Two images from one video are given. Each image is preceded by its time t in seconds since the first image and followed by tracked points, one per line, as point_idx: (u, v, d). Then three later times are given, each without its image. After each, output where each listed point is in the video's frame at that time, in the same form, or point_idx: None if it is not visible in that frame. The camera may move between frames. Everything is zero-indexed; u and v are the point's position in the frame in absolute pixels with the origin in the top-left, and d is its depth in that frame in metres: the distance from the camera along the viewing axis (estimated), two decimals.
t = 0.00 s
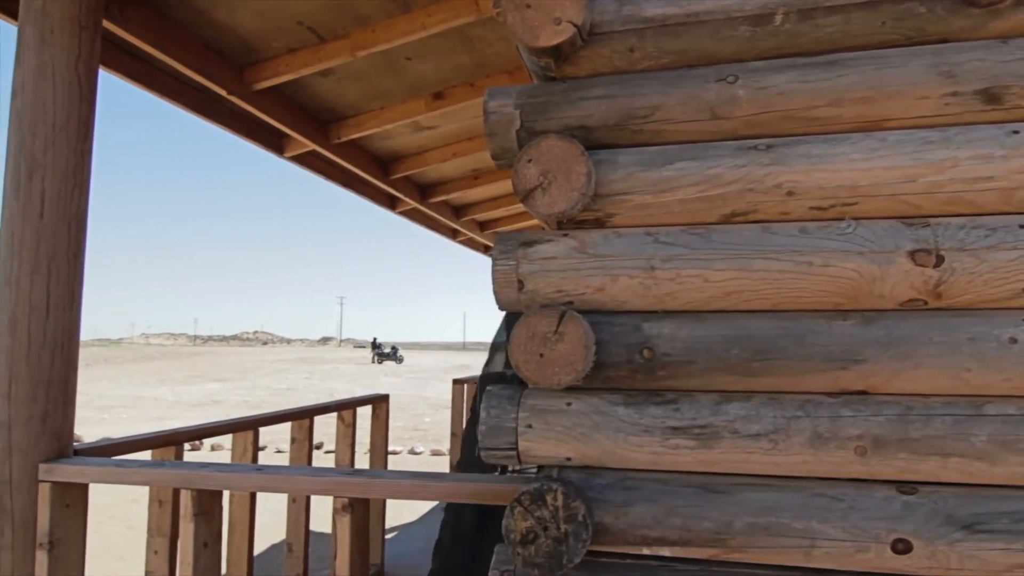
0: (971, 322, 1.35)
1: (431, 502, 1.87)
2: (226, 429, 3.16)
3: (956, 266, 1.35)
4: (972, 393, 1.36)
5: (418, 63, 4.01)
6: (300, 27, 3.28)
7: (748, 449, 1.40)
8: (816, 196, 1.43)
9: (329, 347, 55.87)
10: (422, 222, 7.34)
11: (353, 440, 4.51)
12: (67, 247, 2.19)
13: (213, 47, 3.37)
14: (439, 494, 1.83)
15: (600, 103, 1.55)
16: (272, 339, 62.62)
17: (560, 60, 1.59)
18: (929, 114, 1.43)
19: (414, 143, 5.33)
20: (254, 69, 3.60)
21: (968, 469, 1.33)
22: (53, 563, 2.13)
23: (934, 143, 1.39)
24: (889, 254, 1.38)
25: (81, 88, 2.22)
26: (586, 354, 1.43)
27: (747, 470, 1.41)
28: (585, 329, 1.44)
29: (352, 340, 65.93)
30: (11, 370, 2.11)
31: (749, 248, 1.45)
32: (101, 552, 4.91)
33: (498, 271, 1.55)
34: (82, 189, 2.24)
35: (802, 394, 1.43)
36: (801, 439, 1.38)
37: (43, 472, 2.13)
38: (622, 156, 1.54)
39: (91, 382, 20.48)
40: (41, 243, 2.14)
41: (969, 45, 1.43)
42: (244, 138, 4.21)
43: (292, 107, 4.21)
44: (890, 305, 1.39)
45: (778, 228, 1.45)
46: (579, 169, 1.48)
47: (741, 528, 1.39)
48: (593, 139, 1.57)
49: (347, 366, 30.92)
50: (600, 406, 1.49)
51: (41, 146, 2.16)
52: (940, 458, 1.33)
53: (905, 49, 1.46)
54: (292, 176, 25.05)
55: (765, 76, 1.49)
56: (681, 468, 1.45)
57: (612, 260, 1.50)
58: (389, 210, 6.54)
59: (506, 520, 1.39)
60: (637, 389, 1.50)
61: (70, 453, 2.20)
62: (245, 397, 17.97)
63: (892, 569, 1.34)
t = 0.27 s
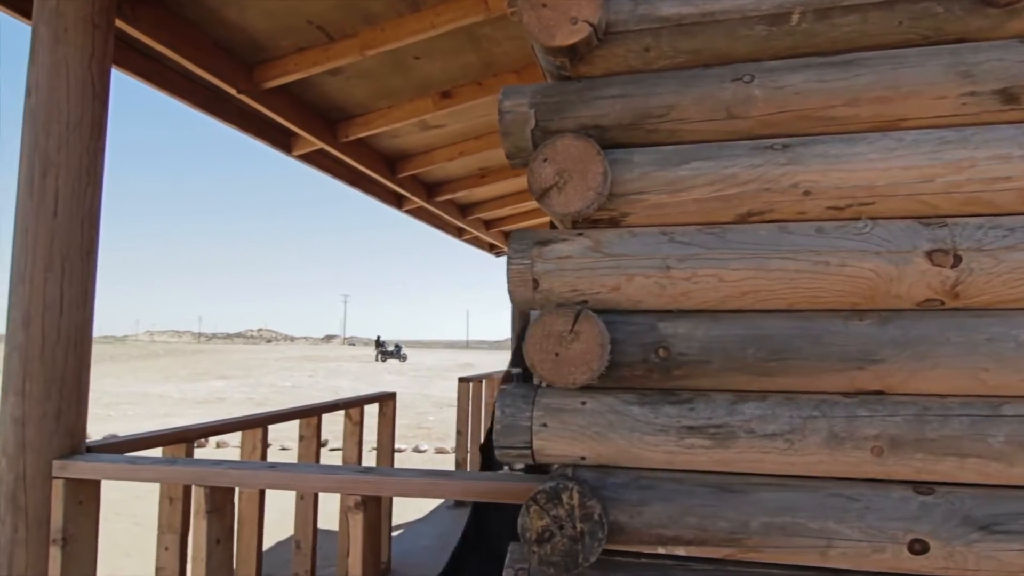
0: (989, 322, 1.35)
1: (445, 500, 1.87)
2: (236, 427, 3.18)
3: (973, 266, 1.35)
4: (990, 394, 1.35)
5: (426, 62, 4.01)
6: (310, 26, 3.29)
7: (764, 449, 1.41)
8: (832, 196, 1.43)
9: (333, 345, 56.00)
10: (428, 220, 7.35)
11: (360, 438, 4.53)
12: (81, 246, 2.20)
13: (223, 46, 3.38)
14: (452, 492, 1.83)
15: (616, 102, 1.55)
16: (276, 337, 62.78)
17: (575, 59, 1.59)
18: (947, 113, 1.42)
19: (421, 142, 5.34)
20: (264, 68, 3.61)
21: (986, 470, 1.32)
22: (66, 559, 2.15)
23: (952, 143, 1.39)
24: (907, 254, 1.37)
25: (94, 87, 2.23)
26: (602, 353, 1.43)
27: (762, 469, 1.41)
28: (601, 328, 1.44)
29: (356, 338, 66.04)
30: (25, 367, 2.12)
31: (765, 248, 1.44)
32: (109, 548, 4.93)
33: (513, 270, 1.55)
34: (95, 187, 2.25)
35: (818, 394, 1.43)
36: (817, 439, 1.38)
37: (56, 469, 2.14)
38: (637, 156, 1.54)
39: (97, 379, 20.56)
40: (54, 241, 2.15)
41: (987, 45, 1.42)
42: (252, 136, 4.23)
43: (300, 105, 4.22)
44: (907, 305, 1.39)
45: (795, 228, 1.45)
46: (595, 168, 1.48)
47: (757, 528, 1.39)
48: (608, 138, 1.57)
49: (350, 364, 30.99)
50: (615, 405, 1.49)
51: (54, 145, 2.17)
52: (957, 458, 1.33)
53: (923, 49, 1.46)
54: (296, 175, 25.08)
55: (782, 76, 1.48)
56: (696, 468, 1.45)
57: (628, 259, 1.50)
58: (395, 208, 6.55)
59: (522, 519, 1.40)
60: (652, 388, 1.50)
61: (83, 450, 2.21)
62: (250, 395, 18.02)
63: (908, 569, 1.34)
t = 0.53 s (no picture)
0: (1009, 323, 1.34)
1: (458, 499, 1.88)
2: (246, 424, 3.19)
3: (993, 267, 1.34)
4: (1010, 395, 1.35)
5: (434, 61, 4.01)
6: (319, 25, 3.29)
7: (782, 449, 1.40)
8: (851, 196, 1.42)
9: (336, 343, 56.10)
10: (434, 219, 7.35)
11: (368, 436, 4.54)
12: (94, 244, 2.21)
13: (233, 45, 3.39)
14: (466, 490, 1.84)
15: (632, 101, 1.55)
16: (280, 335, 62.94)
17: (591, 58, 1.59)
18: (965, 113, 1.41)
19: (429, 140, 5.34)
20: (273, 67, 3.61)
21: (1005, 471, 1.32)
22: (80, 555, 2.16)
23: (971, 143, 1.38)
24: (926, 254, 1.37)
25: (108, 85, 2.24)
26: (619, 352, 1.43)
27: (779, 469, 1.41)
28: (618, 327, 1.44)
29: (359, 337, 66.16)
30: (39, 364, 2.14)
31: (782, 248, 1.44)
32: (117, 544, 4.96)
33: (529, 268, 1.55)
34: (108, 185, 2.26)
35: (835, 394, 1.42)
36: (835, 439, 1.38)
37: (70, 465, 2.15)
38: (654, 155, 1.53)
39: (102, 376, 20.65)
40: (69, 239, 2.16)
41: (1007, 44, 1.41)
42: (261, 134, 4.23)
43: (309, 104, 4.22)
44: (925, 306, 1.39)
45: (813, 228, 1.44)
46: (612, 167, 1.47)
47: (774, 528, 1.39)
48: (625, 137, 1.56)
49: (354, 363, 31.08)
50: (631, 404, 1.49)
51: (68, 143, 2.18)
52: (976, 459, 1.33)
53: (942, 48, 1.45)
54: (300, 173, 25.11)
55: (799, 75, 1.48)
56: (712, 468, 1.45)
57: (644, 258, 1.50)
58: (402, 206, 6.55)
59: (539, 518, 1.40)
60: (668, 388, 1.50)
61: (96, 447, 2.22)
62: (254, 392, 18.07)
63: (927, 571, 1.33)
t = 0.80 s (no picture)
0: None
1: (471, 498, 1.87)
2: (256, 422, 3.20)
3: (1015, 267, 1.33)
4: None
5: (443, 59, 4.00)
6: (329, 23, 3.29)
7: (800, 450, 1.40)
8: (871, 195, 1.41)
9: (340, 342, 56.21)
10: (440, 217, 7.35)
11: (375, 434, 4.54)
12: (107, 241, 2.22)
13: (243, 43, 3.39)
14: (479, 489, 1.83)
15: (649, 99, 1.54)
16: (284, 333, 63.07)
17: (608, 56, 1.58)
18: (987, 112, 1.40)
19: (436, 139, 5.33)
20: (283, 65, 3.61)
21: None
22: (92, 553, 2.16)
23: (993, 142, 1.37)
24: (947, 254, 1.36)
25: (120, 83, 2.25)
26: (636, 352, 1.42)
27: (798, 470, 1.41)
28: (635, 327, 1.43)
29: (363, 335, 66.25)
30: (53, 361, 2.14)
31: (801, 247, 1.43)
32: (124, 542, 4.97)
33: (545, 267, 1.55)
34: (121, 182, 2.26)
35: (854, 395, 1.41)
36: (854, 440, 1.37)
37: (83, 462, 2.15)
38: (671, 153, 1.52)
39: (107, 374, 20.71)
40: (82, 236, 2.17)
41: None
42: (269, 133, 4.24)
43: (317, 102, 4.22)
44: (946, 306, 1.38)
45: (832, 227, 1.43)
46: (630, 166, 1.47)
47: (792, 529, 1.39)
48: (642, 136, 1.55)
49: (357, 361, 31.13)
50: (648, 404, 1.49)
51: (82, 140, 2.18)
52: (997, 461, 1.32)
53: (963, 46, 1.44)
54: (305, 171, 25.12)
55: (819, 73, 1.47)
56: (730, 468, 1.45)
57: (661, 258, 1.49)
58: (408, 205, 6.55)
59: (556, 518, 1.39)
60: (685, 387, 1.49)
61: (109, 444, 2.23)
62: (259, 390, 18.11)
63: (947, 573, 1.32)
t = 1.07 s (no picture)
0: None
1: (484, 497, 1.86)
2: (264, 420, 3.19)
3: None
4: None
5: (451, 57, 3.99)
6: (338, 21, 3.28)
7: (821, 452, 1.38)
8: (893, 194, 1.40)
9: (343, 340, 56.28)
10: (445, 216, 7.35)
11: (381, 432, 4.53)
12: (118, 238, 2.22)
13: (253, 41, 3.38)
14: (492, 489, 1.82)
15: (667, 97, 1.52)
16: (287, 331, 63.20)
17: (625, 54, 1.56)
18: (1012, 110, 1.38)
19: (443, 137, 5.32)
20: (292, 63, 3.61)
21: None
22: (103, 550, 2.16)
23: (1018, 141, 1.35)
24: (971, 254, 1.34)
25: (132, 80, 2.25)
26: (655, 352, 1.41)
27: (818, 472, 1.39)
28: (653, 327, 1.41)
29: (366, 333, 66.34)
30: (64, 358, 2.14)
31: (822, 247, 1.42)
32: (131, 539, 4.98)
33: (562, 266, 1.53)
34: (132, 181, 2.26)
35: (875, 397, 1.40)
36: (875, 442, 1.36)
37: (94, 460, 2.15)
38: (690, 151, 1.50)
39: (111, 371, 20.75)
40: (94, 234, 2.17)
41: None
42: (277, 131, 4.23)
43: (325, 100, 4.22)
44: (969, 306, 1.36)
45: (853, 226, 1.42)
46: (648, 164, 1.45)
47: (813, 531, 1.37)
48: (659, 133, 1.53)
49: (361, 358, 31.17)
50: (665, 405, 1.47)
51: (94, 138, 2.18)
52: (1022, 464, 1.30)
53: (987, 43, 1.42)
54: (310, 170, 25.15)
55: (841, 70, 1.45)
56: (749, 470, 1.43)
57: (680, 257, 1.47)
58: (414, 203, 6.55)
59: (573, 518, 1.38)
60: (703, 388, 1.48)
61: (120, 442, 2.22)
62: (262, 388, 18.15)
63: None
